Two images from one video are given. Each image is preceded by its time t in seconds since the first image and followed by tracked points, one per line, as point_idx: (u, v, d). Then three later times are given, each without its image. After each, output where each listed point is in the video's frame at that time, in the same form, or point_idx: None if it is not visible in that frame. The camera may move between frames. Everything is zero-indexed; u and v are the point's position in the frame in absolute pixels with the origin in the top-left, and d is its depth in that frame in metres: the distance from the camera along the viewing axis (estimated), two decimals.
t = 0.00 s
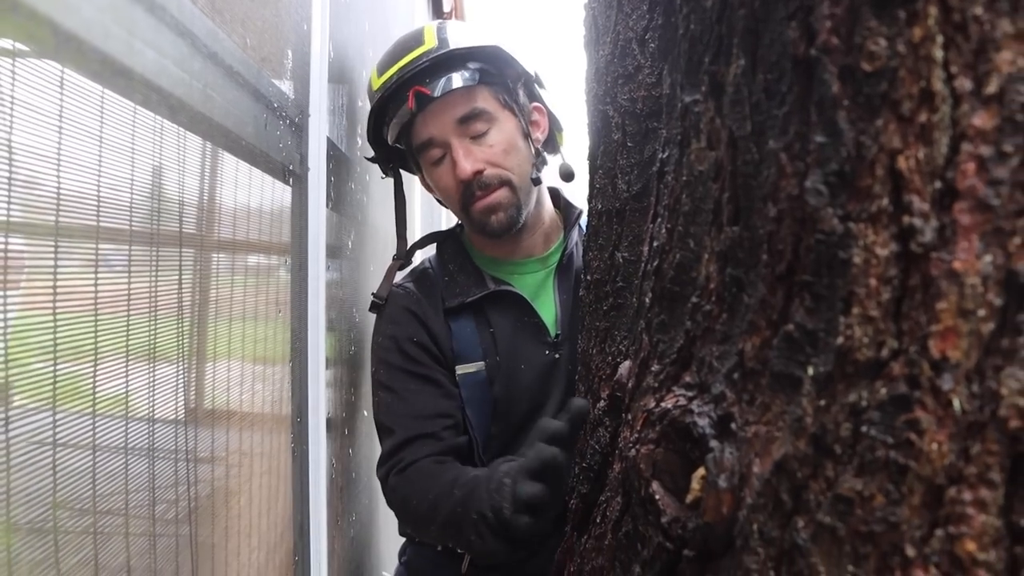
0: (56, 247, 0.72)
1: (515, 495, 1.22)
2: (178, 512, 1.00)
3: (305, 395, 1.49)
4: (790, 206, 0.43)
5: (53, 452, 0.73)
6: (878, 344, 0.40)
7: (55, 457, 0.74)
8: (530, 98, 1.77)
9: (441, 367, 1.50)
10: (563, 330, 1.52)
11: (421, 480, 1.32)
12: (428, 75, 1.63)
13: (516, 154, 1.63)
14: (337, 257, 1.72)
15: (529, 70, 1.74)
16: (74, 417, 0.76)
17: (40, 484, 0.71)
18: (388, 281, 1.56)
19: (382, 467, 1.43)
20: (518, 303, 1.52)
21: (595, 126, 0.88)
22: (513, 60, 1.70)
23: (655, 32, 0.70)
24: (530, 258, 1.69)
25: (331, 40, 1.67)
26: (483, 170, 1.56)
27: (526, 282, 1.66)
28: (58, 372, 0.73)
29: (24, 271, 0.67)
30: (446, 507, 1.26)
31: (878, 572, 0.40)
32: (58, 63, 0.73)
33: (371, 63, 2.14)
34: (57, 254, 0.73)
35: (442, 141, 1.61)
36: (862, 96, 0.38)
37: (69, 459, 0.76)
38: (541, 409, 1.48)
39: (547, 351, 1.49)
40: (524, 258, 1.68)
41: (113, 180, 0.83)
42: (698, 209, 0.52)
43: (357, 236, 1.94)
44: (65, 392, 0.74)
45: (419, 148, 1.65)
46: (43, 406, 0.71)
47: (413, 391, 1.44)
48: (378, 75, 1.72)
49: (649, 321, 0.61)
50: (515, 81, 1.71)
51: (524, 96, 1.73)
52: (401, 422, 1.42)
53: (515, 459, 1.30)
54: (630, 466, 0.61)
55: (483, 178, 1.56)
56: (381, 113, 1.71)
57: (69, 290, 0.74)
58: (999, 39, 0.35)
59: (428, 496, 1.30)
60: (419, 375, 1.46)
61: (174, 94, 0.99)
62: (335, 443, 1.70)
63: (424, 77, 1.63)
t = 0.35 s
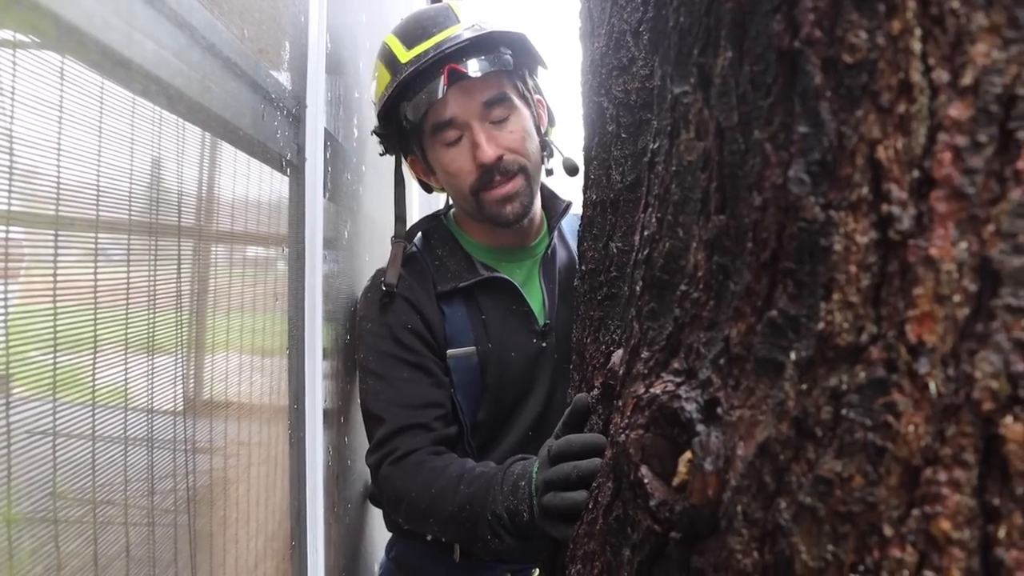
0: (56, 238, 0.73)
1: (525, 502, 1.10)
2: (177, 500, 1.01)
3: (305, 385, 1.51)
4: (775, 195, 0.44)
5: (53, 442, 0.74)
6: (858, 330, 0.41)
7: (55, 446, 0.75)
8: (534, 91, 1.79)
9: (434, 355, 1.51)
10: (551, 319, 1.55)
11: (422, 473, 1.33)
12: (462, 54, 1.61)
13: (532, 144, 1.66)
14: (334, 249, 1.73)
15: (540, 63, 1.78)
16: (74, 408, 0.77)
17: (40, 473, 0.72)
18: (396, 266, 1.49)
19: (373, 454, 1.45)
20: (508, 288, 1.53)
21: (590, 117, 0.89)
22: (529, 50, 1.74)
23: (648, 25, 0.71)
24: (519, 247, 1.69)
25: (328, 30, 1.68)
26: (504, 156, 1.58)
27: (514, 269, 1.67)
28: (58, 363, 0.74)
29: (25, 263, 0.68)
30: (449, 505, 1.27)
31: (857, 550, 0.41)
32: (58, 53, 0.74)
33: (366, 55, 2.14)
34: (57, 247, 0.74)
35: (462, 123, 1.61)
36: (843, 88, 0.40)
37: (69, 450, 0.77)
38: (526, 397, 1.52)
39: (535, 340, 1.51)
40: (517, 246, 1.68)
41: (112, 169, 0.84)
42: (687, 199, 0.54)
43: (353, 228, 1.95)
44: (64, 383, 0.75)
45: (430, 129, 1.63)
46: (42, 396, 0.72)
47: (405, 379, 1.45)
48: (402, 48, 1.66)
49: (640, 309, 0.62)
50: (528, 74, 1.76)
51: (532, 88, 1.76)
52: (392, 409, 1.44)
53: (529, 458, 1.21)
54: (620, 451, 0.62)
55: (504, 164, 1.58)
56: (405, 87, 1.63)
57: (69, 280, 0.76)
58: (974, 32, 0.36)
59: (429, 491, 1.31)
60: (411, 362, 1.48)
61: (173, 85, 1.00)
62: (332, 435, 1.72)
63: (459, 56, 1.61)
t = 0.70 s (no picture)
0: (52, 232, 0.74)
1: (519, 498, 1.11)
2: (173, 495, 1.02)
3: (300, 380, 1.52)
4: (761, 192, 0.44)
5: (49, 436, 0.75)
6: (842, 325, 0.41)
7: (51, 440, 0.75)
8: (526, 87, 1.78)
9: (428, 356, 1.52)
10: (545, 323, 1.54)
11: (417, 474, 1.33)
12: (433, 52, 1.62)
13: (512, 142, 1.65)
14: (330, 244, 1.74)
15: (529, 58, 1.76)
16: (70, 403, 0.78)
17: (37, 467, 0.73)
18: (377, 266, 1.57)
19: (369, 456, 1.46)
20: (501, 290, 1.52)
21: (585, 113, 0.89)
22: (512, 45, 1.72)
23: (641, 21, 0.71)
24: (512, 248, 1.69)
25: (322, 27, 1.69)
26: (479, 156, 1.58)
27: (508, 271, 1.67)
28: (54, 359, 0.75)
29: (22, 260, 0.69)
30: (445, 504, 1.27)
31: (839, 544, 0.41)
32: (54, 52, 0.74)
33: (359, 48, 2.15)
34: (54, 243, 0.74)
35: (439, 122, 1.62)
36: (828, 86, 0.40)
37: (64, 444, 0.78)
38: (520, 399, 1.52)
39: (528, 341, 1.51)
40: (507, 247, 1.68)
41: (108, 166, 0.85)
42: (676, 195, 0.54)
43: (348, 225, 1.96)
44: (60, 378, 0.76)
45: (411, 128, 1.65)
46: (38, 391, 0.72)
47: (400, 382, 1.46)
48: (378, 47, 1.70)
49: (631, 304, 0.63)
50: (515, 69, 1.75)
51: (520, 85, 1.75)
52: (387, 412, 1.45)
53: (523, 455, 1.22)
54: (610, 445, 0.62)
55: (479, 163, 1.58)
56: (382, 85, 1.66)
57: (65, 276, 0.76)
58: (955, 30, 0.36)
59: (424, 490, 1.31)
60: (405, 364, 1.48)
61: (167, 83, 1.00)
62: (328, 430, 1.73)
63: (429, 55, 1.61)
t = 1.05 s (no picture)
0: (50, 235, 0.74)
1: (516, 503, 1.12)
2: (172, 498, 1.02)
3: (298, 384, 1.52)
4: (754, 197, 0.44)
5: (47, 440, 0.75)
6: (834, 331, 0.41)
7: (49, 444, 0.76)
8: (524, 92, 1.78)
9: (426, 364, 1.51)
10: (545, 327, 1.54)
11: (414, 482, 1.33)
12: (437, 56, 1.63)
13: (514, 146, 1.65)
14: (327, 247, 1.75)
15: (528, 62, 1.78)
16: (68, 406, 0.78)
17: (34, 470, 0.73)
18: (380, 272, 1.56)
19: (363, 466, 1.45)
20: (499, 296, 1.53)
21: (582, 118, 0.90)
22: (512, 50, 1.73)
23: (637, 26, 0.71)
24: (513, 254, 1.69)
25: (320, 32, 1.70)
26: (482, 161, 1.59)
27: (507, 277, 1.67)
28: (53, 362, 0.75)
29: (23, 263, 0.70)
30: (442, 512, 1.27)
31: (831, 550, 0.41)
32: (52, 60, 0.75)
33: (356, 52, 2.16)
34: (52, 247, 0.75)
35: (440, 128, 1.62)
36: (818, 92, 0.40)
37: (63, 447, 0.78)
38: (519, 404, 1.52)
39: (527, 347, 1.51)
40: (507, 253, 1.68)
41: (106, 171, 0.85)
42: (670, 200, 0.54)
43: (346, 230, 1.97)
44: (59, 381, 0.76)
45: (410, 133, 1.65)
46: (37, 395, 0.73)
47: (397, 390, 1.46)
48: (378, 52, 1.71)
49: (626, 309, 0.63)
50: (515, 74, 1.75)
51: (519, 90, 1.75)
52: (384, 420, 1.45)
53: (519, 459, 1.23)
54: (605, 450, 0.62)
55: (482, 169, 1.59)
56: (382, 88, 1.66)
57: (64, 280, 0.77)
58: (944, 37, 0.36)
59: (422, 498, 1.31)
60: (402, 372, 1.48)
61: (162, 89, 1.01)
62: (326, 434, 1.73)
63: (432, 59, 1.62)
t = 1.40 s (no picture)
0: (55, 238, 0.76)
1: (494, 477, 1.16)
2: (176, 501, 1.03)
3: (301, 386, 1.53)
4: (754, 201, 0.45)
5: (51, 442, 0.76)
6: (833, 335, 0.41)
7: (53, 446, 0.77)
8: (526, 95, 1.78)
9: (437, 371, 1.53)
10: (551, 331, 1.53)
11: (416, 481, 1.34)
12: (438, 61, 1.63)
13: (517, 149, 1.66)
14: (332, 250, 1.76)
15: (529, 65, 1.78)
16: (72, 408, 0.79)
17: (37, 472, 0.74)
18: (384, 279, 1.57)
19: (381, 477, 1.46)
20: (508, 302, 1.52)
21: (584, 122, 0.90)
22: (514, 54, 1.73)
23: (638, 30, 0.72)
24: (520, 256, 1.70)
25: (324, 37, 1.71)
26: (485, 164, 1.59)
27: (514, 282, 1.68)
28: (57, 364, 0.76)
29: (27, 267, 0.71)
30: (440, 505, 1.28)
31: (831, 553, 0.41)
32: (56, 66, 0.77)
33: (360, 55, 2.17)
34: (57, 251, 0.76)
35: (443, 132, 1.63)
36: (818, 96, 0.40)
37: (67, 449, 0.79)
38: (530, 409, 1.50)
39: (536, 351, 1.50)
40: (513, 256, 1.68)
41: (110, 175, 0.86)
42: (672, 204, 0.54)
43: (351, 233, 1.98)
44: (63, 383, 0.77)
45: (414, 139, 1.65)
46: (41, 397, 0.74)
47: (410, 399, 1.47)
48: (380, 59, 1.71)
49: (628, 313, 0.63)
50: (516, 77, 1.75)
51: (521, 93, 1.76)
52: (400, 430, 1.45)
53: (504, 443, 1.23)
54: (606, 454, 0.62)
55: (485, 172, 1.59)
56: (386, 94, 1.67)
57: (69, 283, 0.78)
58: (943, 41, 0.36)
59: (422, 495, 1.31)
60: (414, 381, 1.49)
61: (165, 94, 1.02)
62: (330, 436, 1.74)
63: (433, 64, 1.63)
